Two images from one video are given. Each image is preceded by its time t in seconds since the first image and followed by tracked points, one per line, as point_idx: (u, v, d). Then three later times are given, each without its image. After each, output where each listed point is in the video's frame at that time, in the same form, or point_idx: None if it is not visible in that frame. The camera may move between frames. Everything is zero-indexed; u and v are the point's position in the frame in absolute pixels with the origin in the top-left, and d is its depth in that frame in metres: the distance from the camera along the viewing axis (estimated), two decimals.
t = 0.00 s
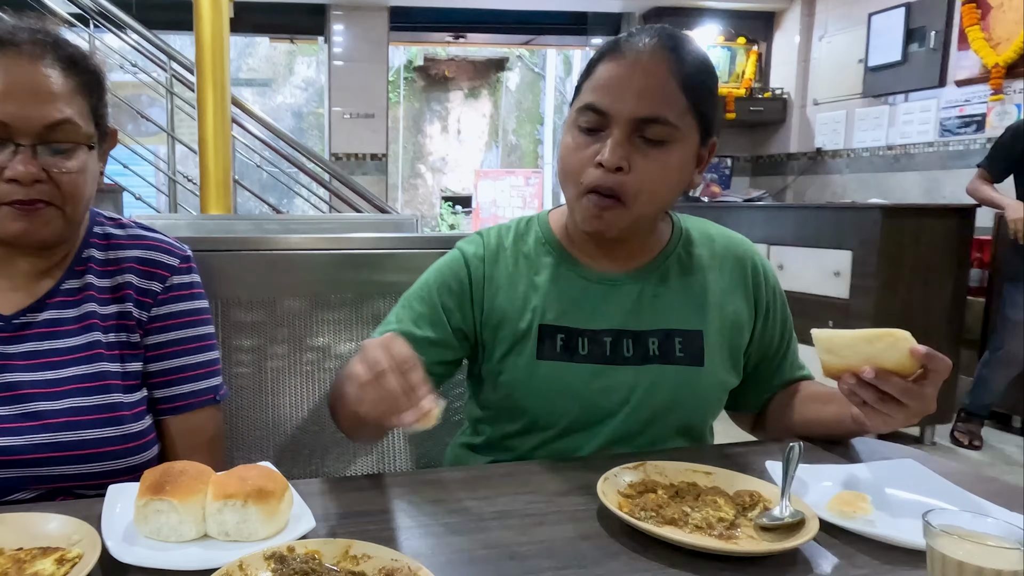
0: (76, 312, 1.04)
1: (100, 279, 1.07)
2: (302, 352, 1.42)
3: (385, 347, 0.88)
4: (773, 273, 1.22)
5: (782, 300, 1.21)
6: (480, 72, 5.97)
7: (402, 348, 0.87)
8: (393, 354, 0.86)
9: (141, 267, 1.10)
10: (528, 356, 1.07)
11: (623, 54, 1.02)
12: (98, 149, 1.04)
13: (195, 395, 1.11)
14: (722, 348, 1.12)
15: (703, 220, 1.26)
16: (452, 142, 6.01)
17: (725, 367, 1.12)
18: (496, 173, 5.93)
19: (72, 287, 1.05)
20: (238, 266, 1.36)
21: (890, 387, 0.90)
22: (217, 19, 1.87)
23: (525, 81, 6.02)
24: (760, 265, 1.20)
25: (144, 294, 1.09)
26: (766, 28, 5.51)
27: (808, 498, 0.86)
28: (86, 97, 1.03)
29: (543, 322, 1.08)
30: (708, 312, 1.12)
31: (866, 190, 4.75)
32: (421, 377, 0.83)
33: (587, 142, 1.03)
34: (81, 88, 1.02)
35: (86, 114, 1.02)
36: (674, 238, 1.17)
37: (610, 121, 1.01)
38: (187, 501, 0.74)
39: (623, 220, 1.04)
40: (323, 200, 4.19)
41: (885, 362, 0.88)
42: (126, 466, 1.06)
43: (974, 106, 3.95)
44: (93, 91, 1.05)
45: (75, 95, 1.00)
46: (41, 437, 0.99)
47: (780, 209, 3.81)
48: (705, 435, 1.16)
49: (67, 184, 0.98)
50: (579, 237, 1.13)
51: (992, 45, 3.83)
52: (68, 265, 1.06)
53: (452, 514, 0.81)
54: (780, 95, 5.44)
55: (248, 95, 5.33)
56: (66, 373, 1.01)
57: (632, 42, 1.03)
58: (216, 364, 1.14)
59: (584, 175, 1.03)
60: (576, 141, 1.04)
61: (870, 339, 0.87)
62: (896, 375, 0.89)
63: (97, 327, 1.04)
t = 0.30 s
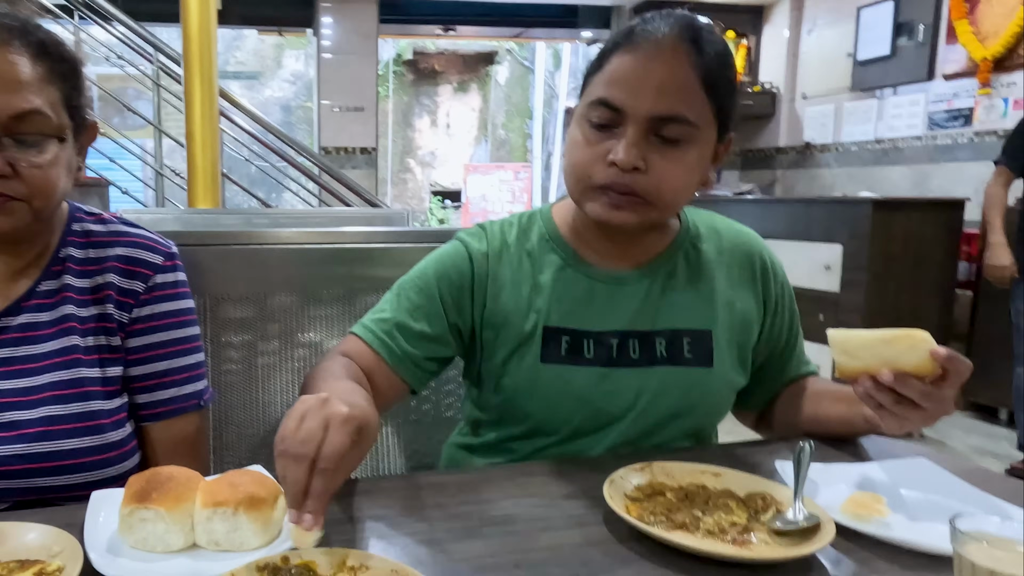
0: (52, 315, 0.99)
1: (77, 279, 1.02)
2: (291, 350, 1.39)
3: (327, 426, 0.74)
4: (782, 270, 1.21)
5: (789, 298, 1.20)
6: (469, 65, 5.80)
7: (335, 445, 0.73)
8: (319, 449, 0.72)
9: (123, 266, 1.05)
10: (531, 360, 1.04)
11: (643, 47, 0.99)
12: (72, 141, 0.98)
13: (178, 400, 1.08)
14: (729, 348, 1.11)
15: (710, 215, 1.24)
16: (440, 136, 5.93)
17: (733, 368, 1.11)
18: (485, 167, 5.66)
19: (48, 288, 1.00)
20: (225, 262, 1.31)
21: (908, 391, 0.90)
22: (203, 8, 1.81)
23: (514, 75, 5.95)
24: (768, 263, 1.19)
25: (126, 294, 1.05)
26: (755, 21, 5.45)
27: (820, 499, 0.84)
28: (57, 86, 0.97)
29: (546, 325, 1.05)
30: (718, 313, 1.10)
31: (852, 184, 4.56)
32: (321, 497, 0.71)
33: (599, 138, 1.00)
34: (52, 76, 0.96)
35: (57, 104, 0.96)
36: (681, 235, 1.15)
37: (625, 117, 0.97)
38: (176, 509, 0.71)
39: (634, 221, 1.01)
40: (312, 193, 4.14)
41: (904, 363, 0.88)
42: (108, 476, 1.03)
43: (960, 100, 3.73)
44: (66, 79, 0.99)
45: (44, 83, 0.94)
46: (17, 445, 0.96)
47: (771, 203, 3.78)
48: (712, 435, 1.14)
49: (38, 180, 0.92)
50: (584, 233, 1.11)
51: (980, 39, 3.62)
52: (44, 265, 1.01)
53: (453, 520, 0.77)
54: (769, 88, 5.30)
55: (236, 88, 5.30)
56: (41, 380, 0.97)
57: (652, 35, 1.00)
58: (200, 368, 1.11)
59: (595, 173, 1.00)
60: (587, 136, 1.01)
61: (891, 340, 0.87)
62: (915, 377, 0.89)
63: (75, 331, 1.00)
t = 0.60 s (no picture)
0: (48, 311, 1.00)
1: (73, 275, 1.03)
2: (285, 345, 1.39)
3: (304, 450, 0.71)
4: (777, 264, 1.22)
5: (782, 293, 1.21)
6: (461, 60, 5.75)
7: (312, 469, 0.69)
8: (297, 472, 0.69)
9: (119, 261, 1.06)
10: (528, 356, 1.05)
11: (645, 45, 0.98)
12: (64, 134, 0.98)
13: (174, 395, 1.09)
14: (723, 343, 1.12)
15: (706, 208, 1.26)
16: (434, 131, 5.81)
17: (726, 362, 1.13)
18: (478, 161, 5.88)
19: (44, 284, 1.00)
20: (219, 257, 1.32)
21: (896, 381, 0.91)
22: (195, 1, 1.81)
23: (507, 69, 5.86)
24: (763, 258, 1.20)
25: (122, 290, 1.06)
26: (747, 16, 5.46)
27: (808, 488, 0.85)
28: (47, 78, 0.96)
29: (543, 321, 1.06)
30: (712, 309, 1.11)
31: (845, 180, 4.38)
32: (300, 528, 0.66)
33: (600, 137, 1.00)
34: (41, 69, 0.95)
35: (47, 97, 0.95)
36: (677, 229, 1.16)
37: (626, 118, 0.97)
38: (173, 501, 0.72)
39: (633, 220, 1.03)
40: (305, 188, 4.14)
41: (891, 354, 0.89)
42: (106, 471, 1.03)
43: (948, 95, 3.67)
44: (55, 72, 0.98)
45: (34, 76, 0.93)
46: (13, 442, 0.96)
47: (761, 198, 3.78)
48: (705, 427, 1.16)
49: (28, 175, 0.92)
50: (582, 228, 1.11)
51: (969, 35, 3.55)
52: (40, 261, 1.01)
53: (447, 510, 0.79)
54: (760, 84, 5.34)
55: (228, 82, 5.13)
56: (37, 376, 0.98)
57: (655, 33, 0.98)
58: (198, 362, 1.12)
59: (594, 172, 1.00)
60: (588, 134, 1.01)
61: (878, 331, 0.88)
62: (902, 368, 0.91)
63: (71, 327, 1.01)
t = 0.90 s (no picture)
0: (37, 309, 0.99)
1: (64, 272, 1.02)
2: (277, 340, 1.38)
3: (296, 450, 0.67)
4: (771, 259, 1.22)
5: (775, 287, 1.22)
6: (453, 54, 5.75)
7: (308, 468, 0.66)
8: (293, 473, 0.65)
9: (110, 259, 1.05)
10: (521, 350, 1.05)
11: (651, 44, 0.97)
12: (52, 129, 0.96)
13: (166, 394, 1.08)
14: (717, 338, 1.12)
15: (700, 203, 1.25)
16: (425, 125, 5.79)
17: (720, 357, 1.13)
18: (469, 155, 5.77)
19: (34, 281, 0.99)
20: (211, 252, 1.31)
21: (887, 375, 0.91)
22: None
23: (499, 64, 5.79)
24: (758, 253, 1.20)
25: (113, 288, 1.04)
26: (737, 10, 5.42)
27: (801, 482, 0.86)
28: (34, 72, 0.94)
29: (537, 316, 1.06)
30: (706, 304, 1.11)
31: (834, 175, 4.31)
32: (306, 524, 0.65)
33: (600, 134, 1.00)
34: (28, 63, 0.93)
35: (34, 92, 0.94)
36: (672, 225, 1.16)
37: (628, 117, 0.97)
38: (163, 500, 0.71)
39: (628, 218, 1.03)
40: (295, 183, 4.09)
41: (883, 347, 0.89)
42: (97, 471, 1.03)
43: (937, 90, 3.62)
44: (43, 66, 0.96)
45: (20, 70, 0.92)
46: None
47: (751, 192, 3.77)
48: (697, 421, 1.16)
49: (16, 170, 0.90)
50: (577, 224, 1.11)
51: (957, 29, 3.48)
52: (30, 258, 0.99)
53: (440, 507, 0.78)
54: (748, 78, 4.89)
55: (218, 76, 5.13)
56: (25, 375, 0.96)
57: (661, 33, 0.98)
58: (189, 360, 1.11)
59: (593, 170, 1.00)
60: (588, 131, 1.01)
61: (870, 325, 0.89)
62: (893, 362, 0.91)
63: (62, 325, 1.00)
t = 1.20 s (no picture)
0: (29, 304, 0.98)
1: (56, 268, 1.01)
2: (269, 334, 1.38)
3: (271, 455, 0.66)
4: (762, 253, 1.23)
5: (767, 280, 1.22)
6: (445, 48, 5.63)
7: (286, 475, 0.65)
8: (271, 480, 0.65)
9: (102, 254, 1.04)
10: (515, 343, 1.05)
11: (647, 37, 0.97)
12: (43, 125, 0.96)
13: (159, 390, 1.07)
14: (709, 331, 1.13)
15: (692, 196, 1.26)
16: (417, 119, 5.70)
17: (712, 350, 1.13)
18: (462, 150, 5.77)
19: (25, 277, 0.98)
20: (203, 246, 1.30)
21: (879, 371, 0.91)
22: None
23: (491, 58, 5.70)
24: (750, 245, 1.21)
25: (105, 283, 1.04)
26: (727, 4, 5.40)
27: (792, 475, 0.86)
28: (25, 68, 0.93)
29: (531, 309, 1.06)
30: (698, 297, 1.12)
31: (821, 170, 4.31)
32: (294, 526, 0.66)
33: (594, 127, 1.00)
34: (19, 58, 0.92)
35: (24, 88, 0.93)
36: (664, 219, 1.16)
37: (622, 109, 0.97)
38: (156, 496, 0.71)
39: (621, 211, 1.03)
40: (287, 177, 4.06)
41: (874, 344, 0.90)
42: (90, 467, 1.02)
43: (926, 84, 3.63)
44: (34, 61, 0.95)
45: (10, 66, 0.91)
46: None
47: (742, 186, 3.78)
48: (689, 414, 1.16)
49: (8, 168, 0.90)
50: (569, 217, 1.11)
51: (945, 25, 3.49)
52: (21, 254, 0.98)
53: (434, 501, 0.78)
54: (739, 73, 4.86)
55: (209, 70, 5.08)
56: (17, 371, 0.96)
57: (657, 25, 0.98)
58: (182, 356, 1.11)
59: (586, 162, 1.00)
60: (582, 123, 1.01)
61: (863, 321, 0.89)
62: (885, 357, 0.91)
63: (54, 321, 0.99)
